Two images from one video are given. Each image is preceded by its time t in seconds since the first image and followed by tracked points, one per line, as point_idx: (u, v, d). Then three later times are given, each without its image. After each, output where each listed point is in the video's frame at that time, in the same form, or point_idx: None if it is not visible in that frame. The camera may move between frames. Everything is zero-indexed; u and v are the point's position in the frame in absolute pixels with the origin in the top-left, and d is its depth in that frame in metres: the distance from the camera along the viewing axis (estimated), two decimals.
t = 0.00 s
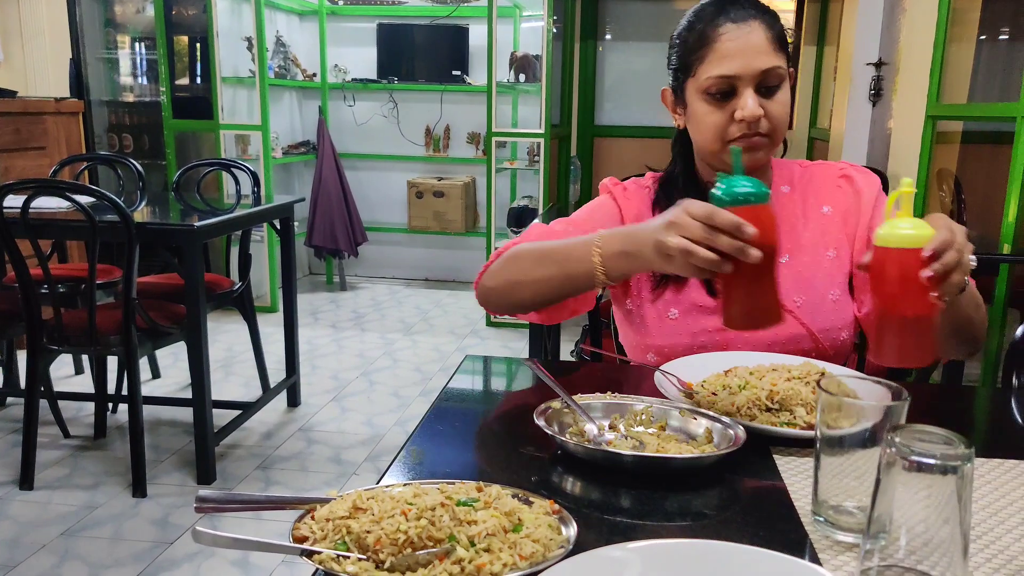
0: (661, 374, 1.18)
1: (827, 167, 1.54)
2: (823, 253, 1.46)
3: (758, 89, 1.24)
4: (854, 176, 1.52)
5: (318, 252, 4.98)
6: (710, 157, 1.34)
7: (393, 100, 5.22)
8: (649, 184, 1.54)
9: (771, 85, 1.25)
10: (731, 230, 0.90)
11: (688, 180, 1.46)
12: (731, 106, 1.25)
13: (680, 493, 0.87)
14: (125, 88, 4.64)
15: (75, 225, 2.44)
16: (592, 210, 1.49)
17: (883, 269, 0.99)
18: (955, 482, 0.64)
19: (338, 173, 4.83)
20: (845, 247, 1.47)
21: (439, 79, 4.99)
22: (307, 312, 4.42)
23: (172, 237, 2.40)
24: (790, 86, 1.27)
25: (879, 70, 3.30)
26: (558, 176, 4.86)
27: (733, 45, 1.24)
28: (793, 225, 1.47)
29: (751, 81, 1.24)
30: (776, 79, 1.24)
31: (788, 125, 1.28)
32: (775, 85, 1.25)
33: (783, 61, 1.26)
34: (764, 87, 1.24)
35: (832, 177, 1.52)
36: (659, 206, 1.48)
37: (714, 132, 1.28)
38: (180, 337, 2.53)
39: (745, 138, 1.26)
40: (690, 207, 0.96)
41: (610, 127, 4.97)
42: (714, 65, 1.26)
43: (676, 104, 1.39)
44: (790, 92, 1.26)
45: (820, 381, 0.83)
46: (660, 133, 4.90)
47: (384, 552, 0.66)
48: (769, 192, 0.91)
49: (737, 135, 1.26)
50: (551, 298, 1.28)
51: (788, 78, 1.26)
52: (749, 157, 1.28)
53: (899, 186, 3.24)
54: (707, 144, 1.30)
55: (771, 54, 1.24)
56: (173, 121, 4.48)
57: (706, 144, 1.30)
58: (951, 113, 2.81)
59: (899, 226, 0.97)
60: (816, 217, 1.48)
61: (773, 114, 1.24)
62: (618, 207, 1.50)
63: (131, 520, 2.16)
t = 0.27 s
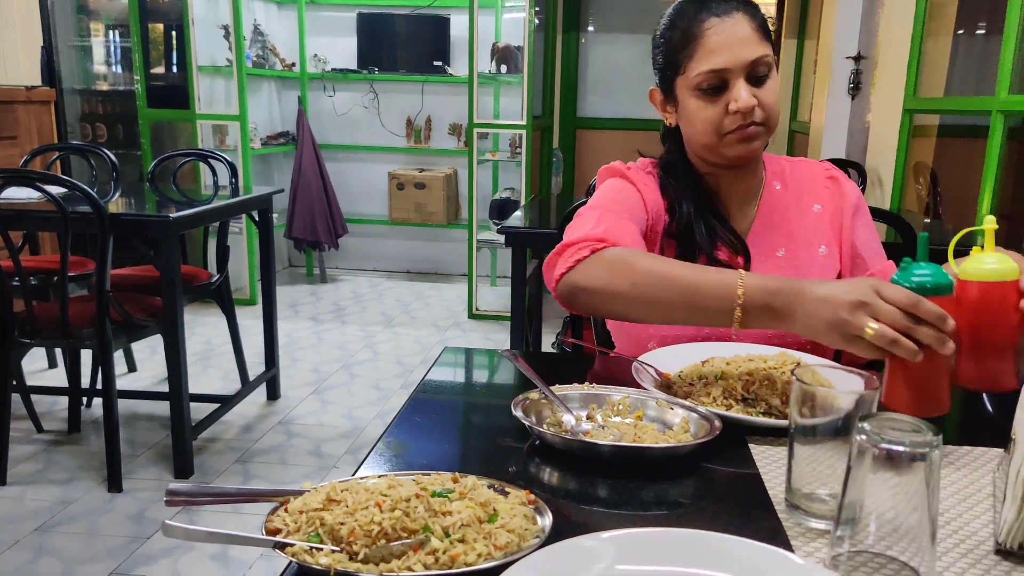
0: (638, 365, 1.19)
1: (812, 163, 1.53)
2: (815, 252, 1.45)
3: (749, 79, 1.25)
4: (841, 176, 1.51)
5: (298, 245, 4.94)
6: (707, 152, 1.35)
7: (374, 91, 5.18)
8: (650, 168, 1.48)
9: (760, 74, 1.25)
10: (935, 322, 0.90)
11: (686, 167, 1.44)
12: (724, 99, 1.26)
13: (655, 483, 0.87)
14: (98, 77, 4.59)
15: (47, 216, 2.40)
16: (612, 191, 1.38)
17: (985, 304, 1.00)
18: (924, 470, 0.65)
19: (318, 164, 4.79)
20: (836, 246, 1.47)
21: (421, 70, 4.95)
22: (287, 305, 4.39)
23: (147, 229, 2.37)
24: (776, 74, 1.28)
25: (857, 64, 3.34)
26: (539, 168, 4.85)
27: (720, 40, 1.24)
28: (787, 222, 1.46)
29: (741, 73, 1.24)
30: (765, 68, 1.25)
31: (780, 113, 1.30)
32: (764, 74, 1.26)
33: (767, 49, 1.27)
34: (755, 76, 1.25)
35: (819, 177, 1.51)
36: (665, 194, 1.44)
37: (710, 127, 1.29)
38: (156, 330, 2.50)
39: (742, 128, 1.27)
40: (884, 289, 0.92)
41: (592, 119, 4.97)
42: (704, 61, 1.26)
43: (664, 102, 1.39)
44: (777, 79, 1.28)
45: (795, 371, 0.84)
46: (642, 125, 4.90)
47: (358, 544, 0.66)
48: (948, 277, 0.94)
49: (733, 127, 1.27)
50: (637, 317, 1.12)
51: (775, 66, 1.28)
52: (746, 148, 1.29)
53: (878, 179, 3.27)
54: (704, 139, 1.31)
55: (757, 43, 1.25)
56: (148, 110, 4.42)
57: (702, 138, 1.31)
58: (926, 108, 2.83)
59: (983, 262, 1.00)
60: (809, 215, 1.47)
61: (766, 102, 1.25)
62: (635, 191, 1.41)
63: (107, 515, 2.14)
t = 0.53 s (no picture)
0: (604, 352, 1.19)
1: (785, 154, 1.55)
2: (791, 241, 1.47)
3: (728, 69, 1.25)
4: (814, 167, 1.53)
5: (263, 232, 4.87)
6: (686, 140, 1.36)
7: (340, 76, 5.10)
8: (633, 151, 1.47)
9: (741, 64, 1.26)
10: (942, 341, 0.95)
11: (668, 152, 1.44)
12: (704, 88, 1.26)
13: (619, 468, 0.88)
14: (54, 60, 4.43)
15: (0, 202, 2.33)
16: (600, 171, 1.37)
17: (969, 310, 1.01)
18: (880, 451, 0.65)
19: (284, 151, 4.72)
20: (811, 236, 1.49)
21: (388, 55, 4.89)
22: (252, 293, 4.33)
23: (105, 216, 2.31)
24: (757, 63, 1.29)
25: (823, 53, 3.32)
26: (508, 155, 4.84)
27: (700, 28, 1.24)
28: (763, 210, 1.47)
29: (722, 62, 1.25)
30: (746, 58, 1.25)
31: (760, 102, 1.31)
32: (745, 63, 1.27)
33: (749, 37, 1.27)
34: (735, 66, 1.26)
35: (793, 168, 1.53)
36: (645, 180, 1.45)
37: (689, 115, 1.29)
38: (116, 319, 2.45)
39: (719, 118, 1.28)
40: (896, 309, 0.95)
41: (560, 106, 4.96)
42: (685, 49, 1.26)
43: (644, 85, 1.39)
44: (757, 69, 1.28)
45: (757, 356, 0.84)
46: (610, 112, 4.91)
47: (318, 532, 0.65)
48: (950, 301, 0.97)
49: (712, 117, 1.28)
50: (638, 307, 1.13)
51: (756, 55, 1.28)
52: (725, 137, 1.30)
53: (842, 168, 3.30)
54: (683, 127, 1.32)
55: (739, 33, 1.25)
56: (106, 94, 4.31)
57: (682, 126, 1.33)
58: (892, 96, 2.88)
59: (964, 279, 1.03)
60: (785, 205, 1.49)
61: (745, 93, 1.26)
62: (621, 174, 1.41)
63: (67, 508, 2.09)
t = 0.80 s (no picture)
0: (579, 332, 1.19)
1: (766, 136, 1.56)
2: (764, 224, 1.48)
3: (688, 47, 1.25)
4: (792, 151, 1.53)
5: (238, 214, 4.81)
6: (646, 112, 1.37)
7: (315, 56, 5.03)
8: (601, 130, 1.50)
9: (703, 44, 1.25)
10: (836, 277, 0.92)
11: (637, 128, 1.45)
12: (660, 63, 1.26)
13: (593, 446, 0.88)
14: (21, 36, 4.27)
15: None
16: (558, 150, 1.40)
17: (940, 297, 1.02)
18: (850, 427, 0.66)
19: (259, 131, 4.65)
20: (786, 219, 1.50)
21: (364, 35, 4.83)
22: (227, 275, 4.28)
23: (74, 195, 2.26)
24: (723, 45, 1.27)
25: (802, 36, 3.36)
26: (486, 137, 4.81)
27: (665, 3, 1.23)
28: (736, 193, 1.48)
29: (681, 39, 1.24)
30: (708, 38, 1.25)
31: (719, 86, 1.29)
32: (707, 43, 1.26)
33: (717, 18, 1.25)
34: (696, 46, 1.25)
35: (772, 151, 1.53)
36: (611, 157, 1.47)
37: (645, 88, 1.30)
38: (87, 300, 2.41)
39: (671, 97, 1.28)
40: (796, 246, 0.93)
41: (538, 88, 4.94)
42: (647, 20, 1.25)
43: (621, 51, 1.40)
44: (722, 51, 1.26)
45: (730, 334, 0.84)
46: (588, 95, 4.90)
47: (288, 510, 0.65)
48: (921, 281, 0.97)
49: (664, 93, 1.28)
50: (566, 263, 1.12)
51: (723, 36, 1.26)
52: (676, 117, 1.30)
53: (818, 151, 3.37)
54: (641, 100, 1.33)
55: (704, 11, 1.24)
56: (73, 72, 4.20)
57: (640, 99, 1.33)
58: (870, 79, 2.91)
59: (938, 266, 1.03)
60: (761, 188, 1.50)
61: (700, 74, 1.26)
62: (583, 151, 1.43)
63: (39, 490, 2.07)
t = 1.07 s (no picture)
0: (568, 315, 1.19)
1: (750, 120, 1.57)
2: (740, 208, 1.48)
3: (669, 30, 1.27)
4: (775, 134, 1.55)
5: (227, 196, 4.77)
6: (622, 92, 1.38)
7: (304, 36, 4.98)
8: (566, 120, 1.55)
9: (684, 28, 1.28)
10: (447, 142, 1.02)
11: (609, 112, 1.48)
12: (640, 40, 1.28)
13: (582, 429, 0.88)
14: (6, 15, 4.20)
15: None
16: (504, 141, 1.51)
17: (928, 284, 1.03)
18: (838, 410, 0.66)
19: (247, 113, 4.61)
20: (762, 204, 1.50)
21: (354, 16, 4.78)
22: (216, 258, 4.25)
23: (58, 174, 2.21)
24: (704, 32, 1.30)
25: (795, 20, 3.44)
26: (476, 120, 4.78)
27: None
28: (713, 176, 1.48)
29: (662, 18, 1.27)
30: (689, 23, 1.28)
31: (697, 71, 1.31)
32: (688, 27, 1.29)
33: (700, 3, 1.28)
34: (677, 29, 1.28)
35: (756, 134, 1.54)
36: (577, 140, 1.50)
37: (623, 64, 1.31)
38: (74, 281, 2.39)
39: (649, 76, 1.30)
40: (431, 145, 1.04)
41: (529, 71, 4.91)
42: None
43: (604, 32, 1.42)
44: (703, 37, 1.29)
45: (718, 318, 0.84)
46: (578, 78, 4.87)
47: (275, 490, 0.65)
48: (911, 264, 0.98)
49: (641, 71, 1.29)
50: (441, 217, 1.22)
51: (705, 23, 1.29)
52: (650, 98, 1.31)
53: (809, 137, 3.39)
54: (618, 77, 1.34)
55: None
56: (59, 51, 4.20)
57: (618, 77, 1.35)
58: (861, 64, 2.90)
59: (927, 251, 1.04)
60: (738, 170, 1.50)
61: (679, 56, 1.28)
62: (531, 141, 1.51)
63: (27, 471, 2.06)
